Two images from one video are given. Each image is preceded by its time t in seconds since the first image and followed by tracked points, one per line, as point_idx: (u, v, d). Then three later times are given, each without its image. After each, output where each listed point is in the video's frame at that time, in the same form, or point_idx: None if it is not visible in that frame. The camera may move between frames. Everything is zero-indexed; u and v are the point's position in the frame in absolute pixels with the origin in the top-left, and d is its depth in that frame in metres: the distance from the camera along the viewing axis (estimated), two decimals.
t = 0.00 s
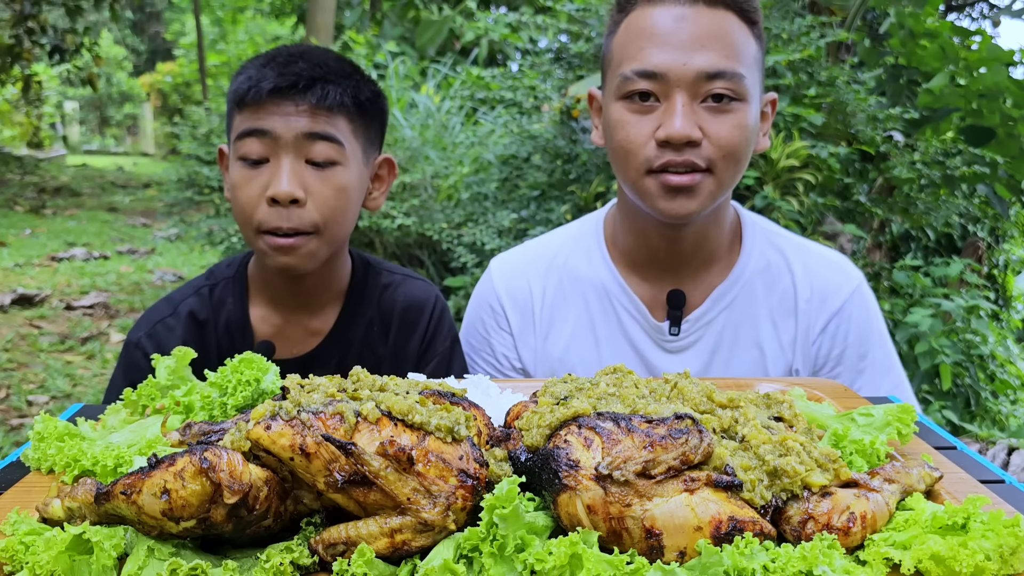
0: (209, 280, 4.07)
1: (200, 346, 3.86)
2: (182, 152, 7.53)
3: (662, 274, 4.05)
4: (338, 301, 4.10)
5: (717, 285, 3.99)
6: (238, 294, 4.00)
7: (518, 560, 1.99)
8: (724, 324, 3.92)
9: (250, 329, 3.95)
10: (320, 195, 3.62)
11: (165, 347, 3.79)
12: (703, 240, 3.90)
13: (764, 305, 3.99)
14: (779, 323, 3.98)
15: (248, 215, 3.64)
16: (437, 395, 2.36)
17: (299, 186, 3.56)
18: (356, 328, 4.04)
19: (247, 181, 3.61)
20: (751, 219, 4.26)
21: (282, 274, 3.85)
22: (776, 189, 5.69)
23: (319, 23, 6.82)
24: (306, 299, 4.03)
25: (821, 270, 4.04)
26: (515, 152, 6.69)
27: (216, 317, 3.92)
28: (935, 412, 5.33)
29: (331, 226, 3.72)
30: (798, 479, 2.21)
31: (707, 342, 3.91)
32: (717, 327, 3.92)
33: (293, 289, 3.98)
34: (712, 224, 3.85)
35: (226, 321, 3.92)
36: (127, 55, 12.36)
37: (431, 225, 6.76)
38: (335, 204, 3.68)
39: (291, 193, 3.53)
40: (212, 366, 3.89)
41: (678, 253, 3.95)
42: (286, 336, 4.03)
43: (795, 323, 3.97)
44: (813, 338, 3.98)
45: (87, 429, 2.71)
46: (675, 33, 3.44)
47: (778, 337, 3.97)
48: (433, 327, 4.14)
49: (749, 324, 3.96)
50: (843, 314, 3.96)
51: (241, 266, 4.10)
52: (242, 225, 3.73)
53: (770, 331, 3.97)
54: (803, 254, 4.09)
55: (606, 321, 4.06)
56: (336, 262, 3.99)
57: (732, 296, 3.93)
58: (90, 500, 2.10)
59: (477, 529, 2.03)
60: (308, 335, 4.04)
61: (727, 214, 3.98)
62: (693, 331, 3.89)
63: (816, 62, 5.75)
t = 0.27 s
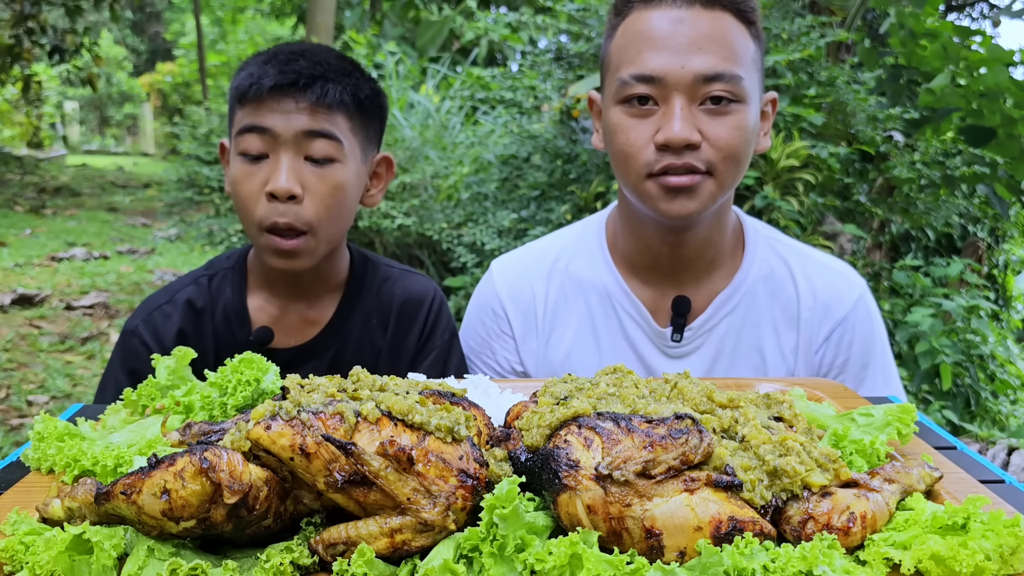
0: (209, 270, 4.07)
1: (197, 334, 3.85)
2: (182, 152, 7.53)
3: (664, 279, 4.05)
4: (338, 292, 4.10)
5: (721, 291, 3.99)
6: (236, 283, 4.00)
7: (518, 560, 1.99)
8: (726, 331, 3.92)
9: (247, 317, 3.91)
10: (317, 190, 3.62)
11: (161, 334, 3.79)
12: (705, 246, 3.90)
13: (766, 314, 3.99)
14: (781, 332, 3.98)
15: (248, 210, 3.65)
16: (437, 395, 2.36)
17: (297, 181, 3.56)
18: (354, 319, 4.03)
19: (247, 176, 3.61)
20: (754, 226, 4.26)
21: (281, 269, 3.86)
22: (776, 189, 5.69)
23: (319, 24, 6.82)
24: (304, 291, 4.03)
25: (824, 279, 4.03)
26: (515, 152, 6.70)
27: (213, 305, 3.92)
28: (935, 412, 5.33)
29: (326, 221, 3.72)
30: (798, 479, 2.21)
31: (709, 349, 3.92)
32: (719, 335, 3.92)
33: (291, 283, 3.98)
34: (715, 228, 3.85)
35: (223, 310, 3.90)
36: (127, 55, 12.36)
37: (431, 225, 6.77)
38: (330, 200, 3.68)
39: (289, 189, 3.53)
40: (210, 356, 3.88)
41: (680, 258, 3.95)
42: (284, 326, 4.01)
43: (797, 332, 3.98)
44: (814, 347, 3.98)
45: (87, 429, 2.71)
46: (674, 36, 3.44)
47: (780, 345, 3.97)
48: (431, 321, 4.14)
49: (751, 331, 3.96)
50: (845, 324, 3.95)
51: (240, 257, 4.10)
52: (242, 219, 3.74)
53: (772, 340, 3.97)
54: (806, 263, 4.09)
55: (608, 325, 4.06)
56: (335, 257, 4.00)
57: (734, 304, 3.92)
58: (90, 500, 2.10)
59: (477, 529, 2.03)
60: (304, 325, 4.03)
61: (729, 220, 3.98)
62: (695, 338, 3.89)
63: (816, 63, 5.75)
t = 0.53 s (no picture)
0: (208, 273, 4.07)
1: (196, 338, 3.85)
2: (182, 152, 7.53)
3: (663, 278, 4.05)
4: (336, 294, 4.09)
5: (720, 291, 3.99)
6: (235, 287, 4.00)
7: (518, 560, 1.99)
8: (725, 332, 3.92)
9: (245, 321, 3.92)
10: (321, 194, 3.62)
11: (160, 337, 3.78)
12: (703, 244, 3.90)
13: (765, 316, 3.99)
14: (779, 333, 3.98)
15: (249, 211, 3.64)
16: (437, 395, 2.36)
17: (301, 185, 3.56)
18: (352, 321, 4.04)
19: (251, 178, 3.61)
20: (753, 227, 4.26)
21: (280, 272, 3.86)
22: (776, 189, 5.69)
23: (319, 23, 6.82)
24: (303, 293, 4.02)
25: (823, 282, 4.03)
26: (515, 152, 6.70)
27: (212, 309, 3.91)
28: (935, 412, 5.33)
29: (328, 225, 3.72)
30: (798, 479, 2.21)
31: (708, 350, 3.92)
32: (718, 335, 3.92)
33: (291, 284, 3.97)
34: (710, 228, 3.85)
35: (222, 314, 3.90)
36: (127, 55, 12.36)
37: (431, 225, 6.78)
38: (333, 204, 3.68)
39: (294, 193, 3.53)
40: (208, 358, 3.87)
41: (678, 258, 3.95)
42: (281, 330, 4.01)
43: (795, 334, 3.98)
44: (813, 349, 3.98)
45: (87, 429, 2.71)
46: (659, 37, 3.44)
47: (778, 347, 3.97)
48: (429, 323, 4.14)
49: (750, 333, 3.96)
50: (844, 326, 3.95)
51: (240, 261, 4.10)
52: (243, 220, 3.74)
53: (770, 342, 3.97)
54: (804, 265, 4.09)
55: (608, 324, 4.06)
56: (335, 260, 4.00)
57: (733, 305, 3.92)
58: (90, 500, 2.11)
59: (477, 529, 2.03)
60: (303, 327, 4.04)
61: (728, 222, 3.99)
62: (694, 339, 3.89)
63: (816, 63, 5.75)
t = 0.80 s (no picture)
0: (207, 276, 4.07)
1: (196, 340, 3.84)
2: (182, 152, 7.54)
3: (662, 279, 4.06)
4: (337, 298, 4.09)
5: (719, 290, 4.00)
6: (235, 290, 3.99)
7: (518, 560, 1.99)
8: (724, 332, 3.92)
9: (246, 324, 3.91)
10: (334, 204, 3.63)
11: (160, 340, 3.78)
12: (703, 244, 3.91)
13: (764, 315, 3.99)
14: (778, 332, 3.98)
15: (261, 218, 3.65)
16: (437, 395, 2.36)
17: (315, 195, 3.56)
18: (353, 324, 4.04)
19: (264, 183, 3.60)
20: (751, 227, 4.26)
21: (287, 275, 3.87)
22: (776, 189, 5.69)
23: (319, 23, 6.82)
24: (303, 297, 4.02)
25: (822, 280, 4.03)
26: (515, 152, 6.70)
27: (212, 312, 3.91)
28: (935, 412, 5.33)
29: (338, 234, 3.72)
30: (798, 479, 2.21)
31: (707, 349, 3.92)
32: (717, 335, 3.92)
33: (293, 287, 3.96)
34: (709, 229, 3.85)
35: (222, 318, 3.90)
36: (127, 55, 12.35)
37: (431, 225, 6.78)
38: (344, 213, 3.69)
39: (308, 202, 3.53)
40: (207, 362, 3.86)
41: (677, 258, 3.96)
42: (281, 334, 4.00)
43: (795, 332, 3.97)
44: (812, 348, 3.98)
45: (87, 429, 2.71)
46: (655, 37, 3.45)
47: (778, 346, 3.97)
48: (430, 326, 4.14)
49: (749, 332, 3.96)
50: (843, 324, 3.95)
51: (240, 264, 4.10)
52: (251, 224, 3.74)
53: (770, 341, 3.97)
54: (803, 264, 4.09)
55: (607, 325, 4.06)
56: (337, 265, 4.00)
57: (732, 305, 3.92)
58: (90, 500, 2.10)
59: (477, 529, 2.03)
60: (303, 331, 4.04)
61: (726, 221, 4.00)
62: (694, 338, 3.89)
63: (816, 63, 5.75)
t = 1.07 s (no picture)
0: (205, 278, 4.06)
1: (192, 342, 3.83)
2: (182, 152, 7.53)
3: (657, 278, 4.06)
4: (336, 300, 4.09)
5: (713, 288, 3.99)
6: (232, 292, 3.99)
7: (518, 560, 1.99)
8: (720, 330, 3.92)
9: (242, 325, 3.91)
10: (347, 205, 3.64)
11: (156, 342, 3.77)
12: (695, 244, 3.91)
13: (760, 312, 3.98)
14: (775, 328, 3.98)
15: (272, 217, 3.65)
16: (437, 395, 2.36)
17: (331, 195, 3.57)
18: (350, 326, 4.04)
19: (279, 183, 3.60)
20: (745, 224, 4.26)
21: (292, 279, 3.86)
22: (776, 189, 5.69)
23: (319, 23, 6.82)
24: (299, 299, 4.02)
25: (817, 275, 4.03)
26: (515, 152, 6.70)
27: (208, 314, 3.90)
28: (935, 412, 5.33)
29: (347, 237, 3.74)
30: (798, 479, 2.21)
31: (703, 347, 3.92)
32: (713, 332, 3.92)
33: (291, 290, 3.96)
34: (698, 229, 3.85)
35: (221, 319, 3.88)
36: (126, 55, 12.35)
37: (431, 225, 6.78)
38: (356, 214, 3.70)
39: (324, 202, 3.54)
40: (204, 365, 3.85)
41: (670, 258, 3.96)
42: (276, 336, 4.00)
43: (791, 328, 3.98)
44: (810, 343, 3.98)
45: (87, 429, 2.71)
46: (641, 41, 3.44)
47: (775, 342, 3.97)
48: (428, 328, 4.14)
49: (746, 329, 3.96)
50: (839, 318, 3.96)
51: (238, 266, 4.10)
52: (259, 223, 3.74)
53: (767, 337, 3.97)
54: (797, 259, 4.09)
55: (600, 325, 4.07)
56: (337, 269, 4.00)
57: (728, 302, 3.92)
58: (90, 500, 2.10)
59: (477, 529, 2.03)
60: (299, 334, 4.04)
61: (718, 217, 3.99)
62: (690, 336, 3.89)
63: (816, 63, 5.75)
